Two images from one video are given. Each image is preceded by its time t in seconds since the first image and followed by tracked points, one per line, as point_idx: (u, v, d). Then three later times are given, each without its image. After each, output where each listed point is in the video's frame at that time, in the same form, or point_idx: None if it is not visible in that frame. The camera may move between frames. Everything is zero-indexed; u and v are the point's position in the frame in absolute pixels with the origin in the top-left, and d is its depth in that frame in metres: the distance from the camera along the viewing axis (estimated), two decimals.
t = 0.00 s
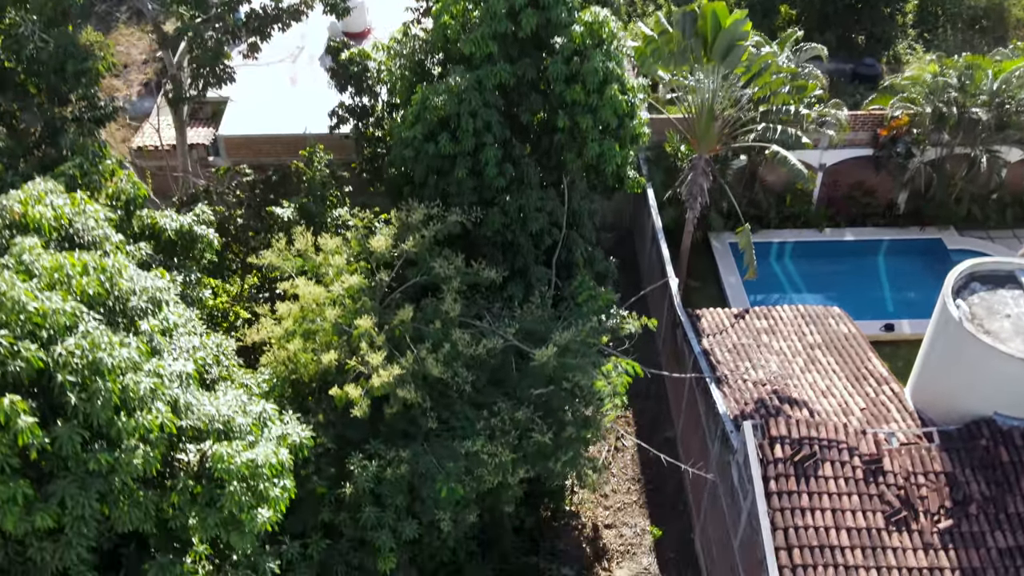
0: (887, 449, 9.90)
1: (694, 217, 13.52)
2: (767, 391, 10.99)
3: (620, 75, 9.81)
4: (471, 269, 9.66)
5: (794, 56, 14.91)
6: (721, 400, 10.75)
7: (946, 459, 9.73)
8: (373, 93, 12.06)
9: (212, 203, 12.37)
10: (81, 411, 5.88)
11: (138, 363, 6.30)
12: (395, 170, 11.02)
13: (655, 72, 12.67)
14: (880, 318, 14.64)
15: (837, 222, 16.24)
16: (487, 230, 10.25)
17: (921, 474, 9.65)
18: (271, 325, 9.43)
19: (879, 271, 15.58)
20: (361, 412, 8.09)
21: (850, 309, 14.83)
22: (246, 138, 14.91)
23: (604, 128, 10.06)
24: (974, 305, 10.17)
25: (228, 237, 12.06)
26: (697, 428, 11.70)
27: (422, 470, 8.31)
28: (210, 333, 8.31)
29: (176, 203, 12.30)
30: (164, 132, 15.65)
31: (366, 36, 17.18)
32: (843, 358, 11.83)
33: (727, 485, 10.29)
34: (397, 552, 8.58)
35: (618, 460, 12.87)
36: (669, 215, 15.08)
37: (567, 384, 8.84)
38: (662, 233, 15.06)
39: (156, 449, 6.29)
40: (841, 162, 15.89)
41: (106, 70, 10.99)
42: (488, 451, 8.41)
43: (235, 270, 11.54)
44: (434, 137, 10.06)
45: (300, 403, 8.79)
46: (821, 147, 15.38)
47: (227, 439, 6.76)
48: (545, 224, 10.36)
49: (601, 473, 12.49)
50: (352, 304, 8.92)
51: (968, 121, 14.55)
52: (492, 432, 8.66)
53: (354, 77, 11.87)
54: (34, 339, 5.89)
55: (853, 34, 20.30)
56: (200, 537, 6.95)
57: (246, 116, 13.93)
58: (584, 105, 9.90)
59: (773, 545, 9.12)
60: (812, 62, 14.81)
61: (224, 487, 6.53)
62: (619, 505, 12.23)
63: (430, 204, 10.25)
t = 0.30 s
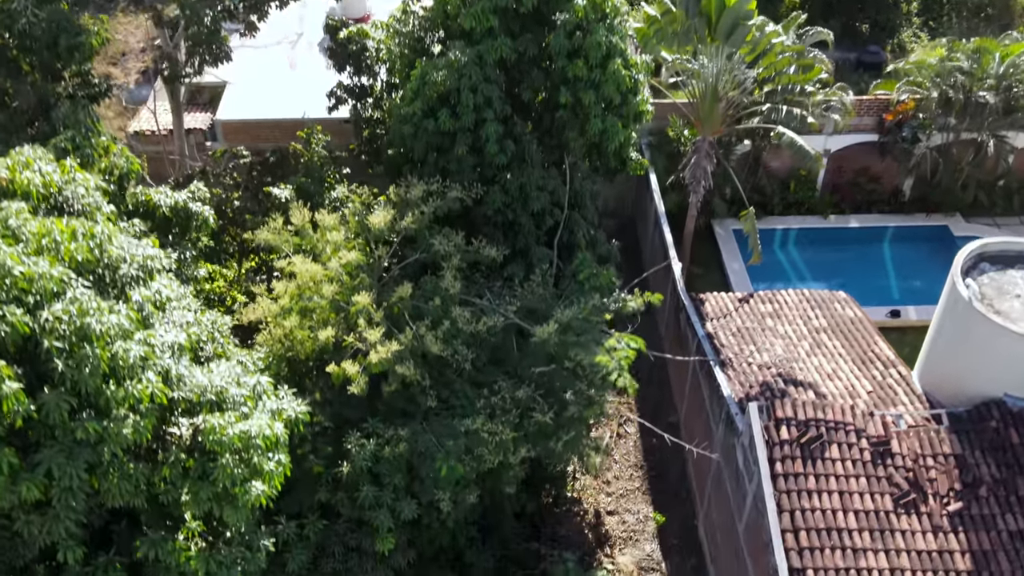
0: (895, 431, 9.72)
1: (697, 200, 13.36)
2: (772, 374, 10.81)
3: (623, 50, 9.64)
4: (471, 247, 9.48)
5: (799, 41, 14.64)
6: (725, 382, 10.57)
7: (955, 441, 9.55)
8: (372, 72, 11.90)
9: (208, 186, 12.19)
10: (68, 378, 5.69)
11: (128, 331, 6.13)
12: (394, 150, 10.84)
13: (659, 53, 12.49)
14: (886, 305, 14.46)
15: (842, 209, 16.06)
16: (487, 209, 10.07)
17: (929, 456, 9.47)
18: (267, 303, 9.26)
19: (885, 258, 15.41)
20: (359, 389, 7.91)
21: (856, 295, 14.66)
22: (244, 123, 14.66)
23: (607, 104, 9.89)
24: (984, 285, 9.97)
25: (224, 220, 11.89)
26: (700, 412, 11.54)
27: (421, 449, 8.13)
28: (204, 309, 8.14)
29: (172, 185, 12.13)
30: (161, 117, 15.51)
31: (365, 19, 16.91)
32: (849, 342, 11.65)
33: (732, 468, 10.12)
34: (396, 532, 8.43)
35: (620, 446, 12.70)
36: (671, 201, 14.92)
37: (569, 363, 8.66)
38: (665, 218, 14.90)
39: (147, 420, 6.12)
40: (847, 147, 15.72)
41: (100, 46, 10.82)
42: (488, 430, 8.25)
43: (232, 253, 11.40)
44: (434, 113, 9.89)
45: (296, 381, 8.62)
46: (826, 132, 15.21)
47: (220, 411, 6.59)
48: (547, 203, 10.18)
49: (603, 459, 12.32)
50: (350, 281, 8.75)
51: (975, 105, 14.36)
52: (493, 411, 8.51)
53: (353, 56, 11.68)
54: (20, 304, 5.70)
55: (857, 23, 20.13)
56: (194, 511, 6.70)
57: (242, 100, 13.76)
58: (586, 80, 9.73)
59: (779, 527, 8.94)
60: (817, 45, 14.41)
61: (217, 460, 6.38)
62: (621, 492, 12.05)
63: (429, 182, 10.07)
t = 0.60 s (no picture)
0: (904, 411, 9.56)
1: (701, 182, 13.22)
2: (778, 355, 10.64)
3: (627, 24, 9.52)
4: (473, 224, 9.35)
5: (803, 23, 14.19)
6: (731, 364, 10.41)
7: (966, 421, 9.40)
8: (373, 52, 11.74)
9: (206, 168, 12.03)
10: (61, 342, 5.55)
11: (123, 296, 5.98)
12: (395, 128, 10.69)
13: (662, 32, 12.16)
14: (892, 291, 14.31)
15: (847, 195, 15.91)
16: (489, 187, 9.92)
17: (939, 436, 9.31)
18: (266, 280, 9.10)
19: (891, 244, 15.25)
20: (360, 363, 7.76)
21: (863, 281, 14.50)
22: (243, 107, 14.52)
23: (611, 80, 9.82)
24: (995, 264, 9.80)
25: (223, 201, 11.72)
26: (706, 394, 11.40)
27: (423, 426, 7.97)
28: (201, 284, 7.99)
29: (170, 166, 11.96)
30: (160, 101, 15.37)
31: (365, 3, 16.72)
32: (857, 324, 11.50)
33: (738, 450, 9.97)
34: (397, 510, 8.30)
35: (624, 431, 12.55)
36: (675, 186, 14.76)
37: (574, 339, 8.55)
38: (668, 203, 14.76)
39: (142, 387, 5.97)
40: (851, 133, 15.66)
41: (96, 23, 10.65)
42: (491, 406, 8.11)
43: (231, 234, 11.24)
44: (436, 88, 9.74)
45: (296, 358, 8.47)
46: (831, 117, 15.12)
47: (218, 379, 6.43)
48: (550, 181, 10.03)
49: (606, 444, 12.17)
50: (350, 256, 8.60)
51: (983, 88, 14.20)
52: (496, 387, 8.36)
53: (353, 34, 11.55)
54: (11, 267, 5.55)
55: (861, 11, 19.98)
56: (189, 485, 6.56)
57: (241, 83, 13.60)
58: (591, 55, 9.59)
59: (787, 508, 8.79)
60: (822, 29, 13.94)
61: (214, 430, 6.24)
62: (625, 477, 11.90)
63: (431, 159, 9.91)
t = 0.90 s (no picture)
0: (911, 392, 9.44)
1: (704, 168, 13.11)
2: (783, 337, 10.52)
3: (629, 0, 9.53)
4: (474, 202, 9.24)
5: None
6: (735, 346, 10.29)
7: (974, 402, 9.27)
8: (373, 33, 11.61)
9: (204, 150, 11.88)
10: (55, 307, 5.42)
11: (118, 263, 5.85)
12: (395, 108, 10.56)
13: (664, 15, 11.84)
14: (896, 277, 14.18)
15: (850, 181, 15.79)
16: (491, 167, 9.79)
17: (947, 417, 9.18)
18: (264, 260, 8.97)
19: (895, 231, 15.15)
20: (360, 340, 7.64)
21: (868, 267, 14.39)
22: (242, 93, 14.37)
23: (614, 58, 9.78)
24: (1003, 244, 9.67)
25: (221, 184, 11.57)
26: (709, 378, 11.28)
27: (424, 403, 7.84)
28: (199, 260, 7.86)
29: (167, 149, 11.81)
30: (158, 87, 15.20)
31: None
32: (862, 308, 11.39)
33: (743, 433, 9.86)
34: (398, 490, 8.19)
35: (627, 418, 12.43)
36: (677, 172, 14.65)
37: (576, 317, 8.41)
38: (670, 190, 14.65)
39: (138, 357, 5.87)
40: (855, 119, 15.54)
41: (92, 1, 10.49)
42: (493, 383, 7.97)
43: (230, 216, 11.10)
44: (437, 66, 9.62)
45: (295, 336, 8.35)
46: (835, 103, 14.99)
47: (216, 348, 6.31)
48: (552, 161, 9.91)
49: (609, 430, 12.06)
50: (350, 233, 8.48)
51: (987, 72, 14.09)
52: (498, 365, 8.24)
53: (353, 14, 11.41)
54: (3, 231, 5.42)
55: None
56: (187, 459, 6.54)
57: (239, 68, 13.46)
58: (594, 31, 9.53)
59: (793, 489, 8.66)
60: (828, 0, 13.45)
61: (212, 400, 6.13)
62: (628, 463, 11.78)
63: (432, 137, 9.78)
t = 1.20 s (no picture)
0: (917, 373, 9.31)
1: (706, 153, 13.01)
2: (786, 320, 10.38)
3: None
4: (474, 179, 9.10)
5: None
6: (738, 328, 10.15)
7: (980, 383, 9.15)
8: (372, 13, 11.48)
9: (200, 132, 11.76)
10: (43, 271, 5.28)
11: (109, 229, 5.72)
12: (394, 88, 10.43)
13: None
14: (900, 263, 14.05)
15: (853, 168, 15.69)
16: (491, 145, 9.66)
17: (953, 398, 9.05)
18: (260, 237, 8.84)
19: (899, 217, 15.03)
20: (358, 315, 7.52)
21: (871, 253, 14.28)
22: (240, 79, 14.23)
23: (616, 34, 9.68)
24: (1010, 223, 9.53)
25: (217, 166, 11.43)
26: (712, 362, 11.14)
27: (423, 380, 7.72)
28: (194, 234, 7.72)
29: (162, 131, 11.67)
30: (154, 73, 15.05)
31: None
32: (866, 290, 11.27)
33: (746, 415, 9.73)
34: (396, 469, 8.09)
35: (628, 403, 12.30)
36: (679, 157, 14.53)
37: (577, 295, 8.25)
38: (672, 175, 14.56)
39: (129, 324, 5.72)
40: (858, 106, 15.43)
41: None
42: (493, 360, 7.85)
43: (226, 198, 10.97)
44: (436, 42, 9.48)
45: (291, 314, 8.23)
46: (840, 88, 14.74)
47: (210, 317, 6.19)
48: (553, 139, 9.79)
49: (610, 416, 11.92)
50: (348, 208, 8.36)
51: (992, 57, 13.98)
52: (498, 343, 8.12)
53: None
54: None
55: None
56: (180, 432, 6.42)
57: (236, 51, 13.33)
58: (596, 7, 9.42)
59: (797, 469, 8.53)
60: None
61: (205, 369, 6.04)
62: (630, 449, 11.64)
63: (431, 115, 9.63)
